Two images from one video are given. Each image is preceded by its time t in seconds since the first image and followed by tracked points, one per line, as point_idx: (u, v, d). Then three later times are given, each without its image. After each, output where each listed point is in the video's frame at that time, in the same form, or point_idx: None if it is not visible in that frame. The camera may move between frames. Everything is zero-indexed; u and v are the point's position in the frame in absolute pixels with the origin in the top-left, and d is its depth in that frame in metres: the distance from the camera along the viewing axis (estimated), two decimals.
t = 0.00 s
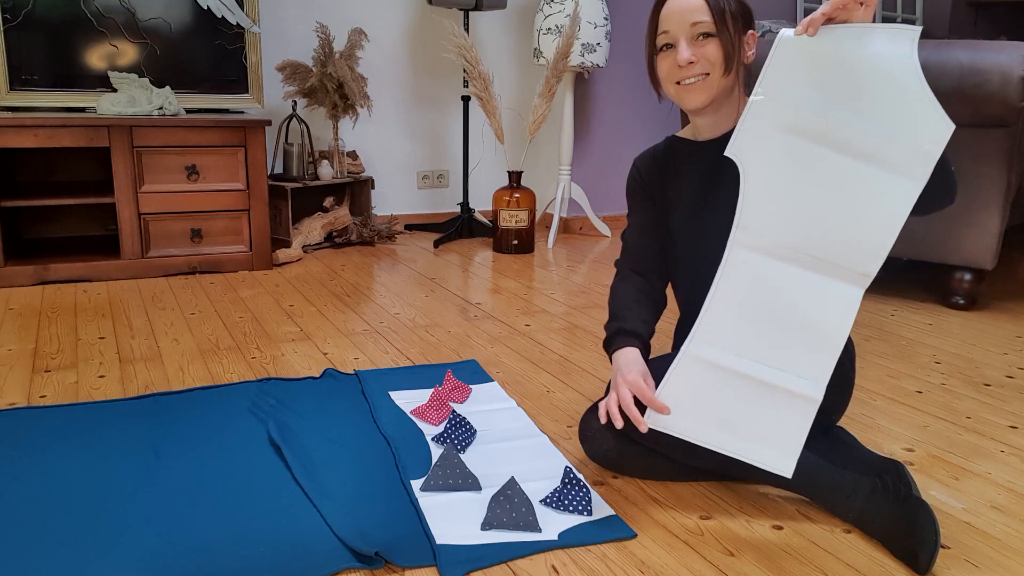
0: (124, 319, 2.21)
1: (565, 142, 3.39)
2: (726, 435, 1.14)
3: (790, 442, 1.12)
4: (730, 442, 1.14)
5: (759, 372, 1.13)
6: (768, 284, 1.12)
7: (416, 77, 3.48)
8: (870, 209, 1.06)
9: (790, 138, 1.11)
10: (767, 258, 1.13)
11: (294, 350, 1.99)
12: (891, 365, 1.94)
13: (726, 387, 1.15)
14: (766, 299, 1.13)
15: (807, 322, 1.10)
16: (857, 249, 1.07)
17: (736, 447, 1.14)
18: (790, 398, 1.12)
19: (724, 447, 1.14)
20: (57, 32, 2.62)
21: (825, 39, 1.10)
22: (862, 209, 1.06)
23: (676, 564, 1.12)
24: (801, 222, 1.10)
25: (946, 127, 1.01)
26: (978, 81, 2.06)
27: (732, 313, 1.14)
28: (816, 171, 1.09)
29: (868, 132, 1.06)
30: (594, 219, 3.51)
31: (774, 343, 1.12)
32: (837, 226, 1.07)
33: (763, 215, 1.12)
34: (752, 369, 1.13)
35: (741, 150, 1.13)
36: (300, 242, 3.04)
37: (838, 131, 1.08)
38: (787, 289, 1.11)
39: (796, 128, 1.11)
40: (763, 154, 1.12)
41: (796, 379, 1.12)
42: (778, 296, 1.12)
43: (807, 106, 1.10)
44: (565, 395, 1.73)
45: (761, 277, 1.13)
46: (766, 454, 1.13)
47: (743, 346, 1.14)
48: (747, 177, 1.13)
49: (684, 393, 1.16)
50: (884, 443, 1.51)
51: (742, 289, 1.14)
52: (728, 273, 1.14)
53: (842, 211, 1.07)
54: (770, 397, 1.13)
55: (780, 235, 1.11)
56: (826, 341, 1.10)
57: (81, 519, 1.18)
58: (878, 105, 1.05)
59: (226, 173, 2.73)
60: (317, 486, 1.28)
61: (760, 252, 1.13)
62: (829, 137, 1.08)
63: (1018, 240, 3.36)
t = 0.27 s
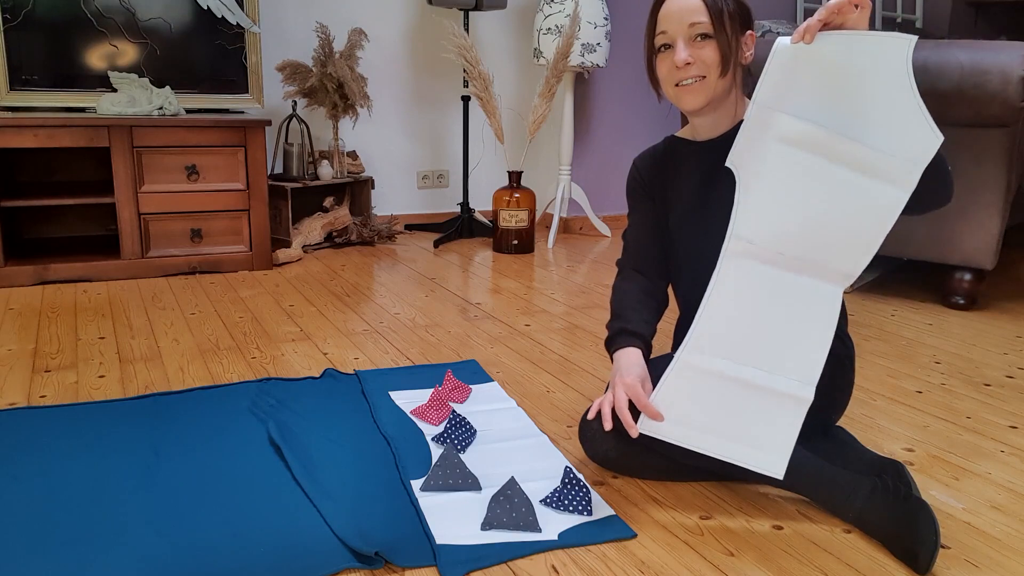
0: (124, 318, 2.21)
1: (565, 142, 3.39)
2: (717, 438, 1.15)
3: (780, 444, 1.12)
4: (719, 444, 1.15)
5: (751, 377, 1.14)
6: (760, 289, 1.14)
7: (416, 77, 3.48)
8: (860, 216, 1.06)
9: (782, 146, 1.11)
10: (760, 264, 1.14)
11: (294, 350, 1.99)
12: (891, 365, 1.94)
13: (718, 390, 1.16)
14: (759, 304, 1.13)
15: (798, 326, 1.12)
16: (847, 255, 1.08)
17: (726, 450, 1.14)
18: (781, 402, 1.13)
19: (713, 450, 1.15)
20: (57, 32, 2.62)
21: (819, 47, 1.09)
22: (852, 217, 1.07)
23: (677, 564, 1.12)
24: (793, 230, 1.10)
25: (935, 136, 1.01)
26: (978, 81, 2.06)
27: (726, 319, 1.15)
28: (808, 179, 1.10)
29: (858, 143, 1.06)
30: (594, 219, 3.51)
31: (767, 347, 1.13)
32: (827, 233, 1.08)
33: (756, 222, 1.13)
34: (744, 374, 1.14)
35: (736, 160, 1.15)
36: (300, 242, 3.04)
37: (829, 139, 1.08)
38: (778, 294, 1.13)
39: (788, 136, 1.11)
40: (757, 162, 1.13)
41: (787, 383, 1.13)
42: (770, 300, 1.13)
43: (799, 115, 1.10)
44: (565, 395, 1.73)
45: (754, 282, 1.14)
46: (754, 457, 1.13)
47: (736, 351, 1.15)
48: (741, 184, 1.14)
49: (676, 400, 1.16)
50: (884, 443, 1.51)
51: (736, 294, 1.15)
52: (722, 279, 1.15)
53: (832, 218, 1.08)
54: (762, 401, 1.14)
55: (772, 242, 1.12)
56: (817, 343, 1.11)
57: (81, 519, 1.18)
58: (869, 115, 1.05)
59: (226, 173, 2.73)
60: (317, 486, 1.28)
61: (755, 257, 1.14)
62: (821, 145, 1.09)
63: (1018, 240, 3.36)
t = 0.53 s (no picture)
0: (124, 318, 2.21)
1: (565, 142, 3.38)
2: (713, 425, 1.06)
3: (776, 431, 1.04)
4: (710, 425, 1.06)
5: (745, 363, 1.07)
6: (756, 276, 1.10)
7: (416, 77, 3.48)
8: (863, 213, 1.06)
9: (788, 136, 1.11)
10: (757, 252, 1.11)
11: (294, 350, 1.99)
12: (892, 365, 1.94)
13: (706, 378, 1.09)
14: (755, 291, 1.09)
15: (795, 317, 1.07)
16: (846, 250, 1.07)
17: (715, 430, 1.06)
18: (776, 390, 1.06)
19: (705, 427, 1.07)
20: (57, 32, 2.62)
21: (828, 36, 1.12)
22: (853, 211, 1.07)
23: (676, 564, 1.12)
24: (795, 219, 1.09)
25: (942, 138, 1.03)
26: (978, 81, 2.06)
27: (719, 302, 1.10)
28: (811, 170, 1.10)
29: (865, 136, 1.07)
30: (594, 219, 3.51)
31: (761, 335, 1.07)
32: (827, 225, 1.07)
33: (756, 207, 1.10)
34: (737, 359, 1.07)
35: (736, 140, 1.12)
36: (300, 242, 3.04)
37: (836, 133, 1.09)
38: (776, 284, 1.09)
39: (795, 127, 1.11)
40: (760, 148, 1.11)
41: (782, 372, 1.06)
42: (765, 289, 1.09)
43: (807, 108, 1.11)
44: (565, 395, 1.73)
45: (751, 271, 1.10)
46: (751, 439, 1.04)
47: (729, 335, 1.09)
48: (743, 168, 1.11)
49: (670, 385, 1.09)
50: (884, 443, 1.51)
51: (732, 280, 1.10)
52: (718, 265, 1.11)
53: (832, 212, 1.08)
54: (749, 391, 1.07)
55: (773, 230, 1.10)
56: (805, 338, 1.06)
57: (80, 519, 1.18)
58: (878, 111, 1.07)
59: (226, 173, 2.73)
60: (317, 486, 1.28)
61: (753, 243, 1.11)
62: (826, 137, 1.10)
63: (1018, 240, 3.36)
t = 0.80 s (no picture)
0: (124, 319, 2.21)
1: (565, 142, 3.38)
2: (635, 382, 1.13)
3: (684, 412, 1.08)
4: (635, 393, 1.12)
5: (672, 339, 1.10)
6: (715, 260, 1.14)
7: (416, 77, 3.48)
8: (827, 223, 1.08)
9: (778, 132, 1.12)
10: (719, 237, 1.14)
11: (294, 350, 1.99)
12: (892, 365, 1.94)
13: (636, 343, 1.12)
14: (708, 276, 1.13)
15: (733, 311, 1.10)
16: (803, 262, 1.08)
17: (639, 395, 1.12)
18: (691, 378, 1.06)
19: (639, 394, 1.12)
20: (57, 32, 2.62)
21: (847, 46, 1.06)
22: (810, 224, 1.09)
23: (676, 564, 1.12)
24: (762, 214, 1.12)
25: (922, 178, 1.01)
26: (979, 80, 2.06)
27: (672, 276, 1.14)
28: (792, 172, 1.11)
29: (854, 157, 1.06)
30: (594, 219, 3.51)
31: (694, 320, 1.10)
32: (792, 229, 1.10)
33: (726, 196, 1.14)
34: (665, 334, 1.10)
35: (728, 125, 1.15)
36: (300, 242, 3.04)
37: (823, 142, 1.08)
38: (732, 273, 1.12)
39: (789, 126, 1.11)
40: (748, 139, 1.14)
41: (703, 360, 1.07)
42: (719, 274, 1.13)
43: (807, 112, 1.09)
44: (565, 395, 1.73)
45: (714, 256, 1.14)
46: (670, 414, 1.09)
47: (668, 308, 1.12)
48: (727, 153, 1.15)
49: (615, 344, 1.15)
50: (884, 443, 1.51)
51: (693, 262, 1.14)
52: (681, 241, 1.15)
53: (800, 216, 1.09)
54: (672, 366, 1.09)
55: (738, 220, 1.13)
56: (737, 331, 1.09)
57: (81, 519, 1.18)
58: (878, 135, 1.04)
59: (226, 173, 2.73)
60: (318, 486, 1.28)
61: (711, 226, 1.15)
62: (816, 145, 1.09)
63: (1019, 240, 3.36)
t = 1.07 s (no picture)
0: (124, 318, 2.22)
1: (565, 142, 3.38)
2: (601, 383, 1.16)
3: (646, 418, 1.15)
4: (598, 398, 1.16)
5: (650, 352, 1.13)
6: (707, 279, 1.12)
7: (416, 77, 3.48)
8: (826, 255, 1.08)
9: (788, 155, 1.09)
10: (713, 256, 1.12)
11: (294, 349, 1.99)
12: (891, 365, 1.94)
13: (615, 344, 1.15)
14: (697, 295, 1.12)
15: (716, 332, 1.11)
16: (798, 291, 1.08)
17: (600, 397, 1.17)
18: (667, 392, 1.13)
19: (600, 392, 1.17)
20: (57, 32, 2.62)
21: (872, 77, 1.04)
22: (808, 252, 1.08)
23: (676, 564, 1.12)
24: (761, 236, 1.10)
25: (931, 222, 1.01)
26: (979, 81, 2.06)
27: (659, 290, 1.13)
28: (796, 198, 1.09)
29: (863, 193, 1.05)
30: (594, 219, 3.51)
31: (677, 333, 1.13)
32: (790, 256, 1.09)
33: (729, 214, 1.11)
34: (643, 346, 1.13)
35: (736, 143, 1.12)
36: (300, 242, 3.04)
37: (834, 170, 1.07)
38: (722, 296, 1.12)
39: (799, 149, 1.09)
40: (756, 157, 1.11)
41: (678, 375, 1.12)
42: (708, 293, 1.12)
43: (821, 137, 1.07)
44: (565, 395, 1.73)
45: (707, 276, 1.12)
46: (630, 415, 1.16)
47: (649, 322, 1.13)
48: (734, 170, 1.12)
49: (588, 342, 1.16)
50: (884, 443, 1.51)
51: (686, 278, 1.12)
52: (674, 255, 1.12)
53: (800, 244, 1.09)
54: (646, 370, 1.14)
55: (736, 240, 1.11)
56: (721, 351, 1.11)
57: (81, 519, 1.18)
58: (891, 172, 1.03)
59: (226, 173, 2.73)
60: (318, 486, 1.28)
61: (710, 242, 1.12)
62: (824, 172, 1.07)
63: (1019, 240, 3.36)
